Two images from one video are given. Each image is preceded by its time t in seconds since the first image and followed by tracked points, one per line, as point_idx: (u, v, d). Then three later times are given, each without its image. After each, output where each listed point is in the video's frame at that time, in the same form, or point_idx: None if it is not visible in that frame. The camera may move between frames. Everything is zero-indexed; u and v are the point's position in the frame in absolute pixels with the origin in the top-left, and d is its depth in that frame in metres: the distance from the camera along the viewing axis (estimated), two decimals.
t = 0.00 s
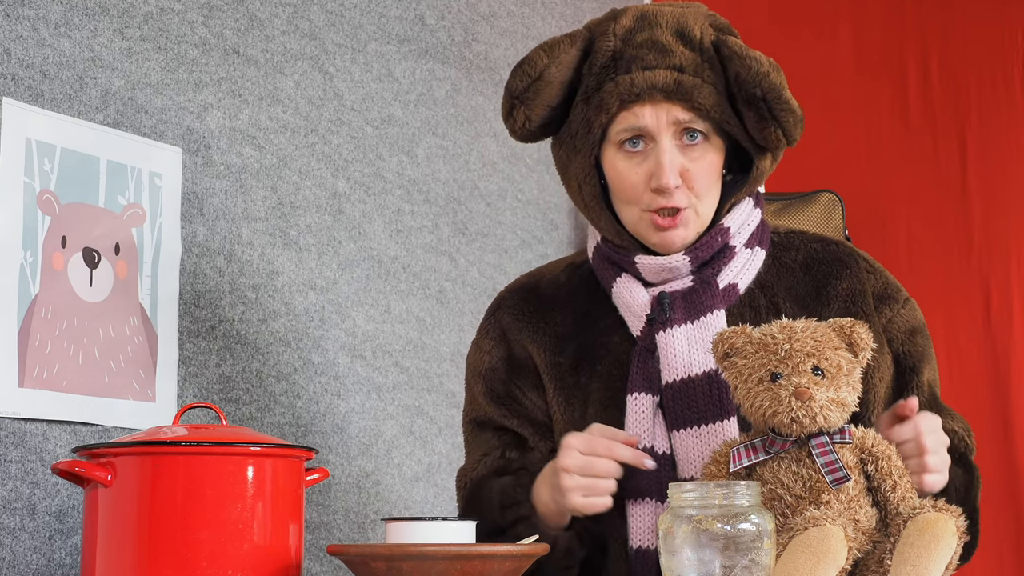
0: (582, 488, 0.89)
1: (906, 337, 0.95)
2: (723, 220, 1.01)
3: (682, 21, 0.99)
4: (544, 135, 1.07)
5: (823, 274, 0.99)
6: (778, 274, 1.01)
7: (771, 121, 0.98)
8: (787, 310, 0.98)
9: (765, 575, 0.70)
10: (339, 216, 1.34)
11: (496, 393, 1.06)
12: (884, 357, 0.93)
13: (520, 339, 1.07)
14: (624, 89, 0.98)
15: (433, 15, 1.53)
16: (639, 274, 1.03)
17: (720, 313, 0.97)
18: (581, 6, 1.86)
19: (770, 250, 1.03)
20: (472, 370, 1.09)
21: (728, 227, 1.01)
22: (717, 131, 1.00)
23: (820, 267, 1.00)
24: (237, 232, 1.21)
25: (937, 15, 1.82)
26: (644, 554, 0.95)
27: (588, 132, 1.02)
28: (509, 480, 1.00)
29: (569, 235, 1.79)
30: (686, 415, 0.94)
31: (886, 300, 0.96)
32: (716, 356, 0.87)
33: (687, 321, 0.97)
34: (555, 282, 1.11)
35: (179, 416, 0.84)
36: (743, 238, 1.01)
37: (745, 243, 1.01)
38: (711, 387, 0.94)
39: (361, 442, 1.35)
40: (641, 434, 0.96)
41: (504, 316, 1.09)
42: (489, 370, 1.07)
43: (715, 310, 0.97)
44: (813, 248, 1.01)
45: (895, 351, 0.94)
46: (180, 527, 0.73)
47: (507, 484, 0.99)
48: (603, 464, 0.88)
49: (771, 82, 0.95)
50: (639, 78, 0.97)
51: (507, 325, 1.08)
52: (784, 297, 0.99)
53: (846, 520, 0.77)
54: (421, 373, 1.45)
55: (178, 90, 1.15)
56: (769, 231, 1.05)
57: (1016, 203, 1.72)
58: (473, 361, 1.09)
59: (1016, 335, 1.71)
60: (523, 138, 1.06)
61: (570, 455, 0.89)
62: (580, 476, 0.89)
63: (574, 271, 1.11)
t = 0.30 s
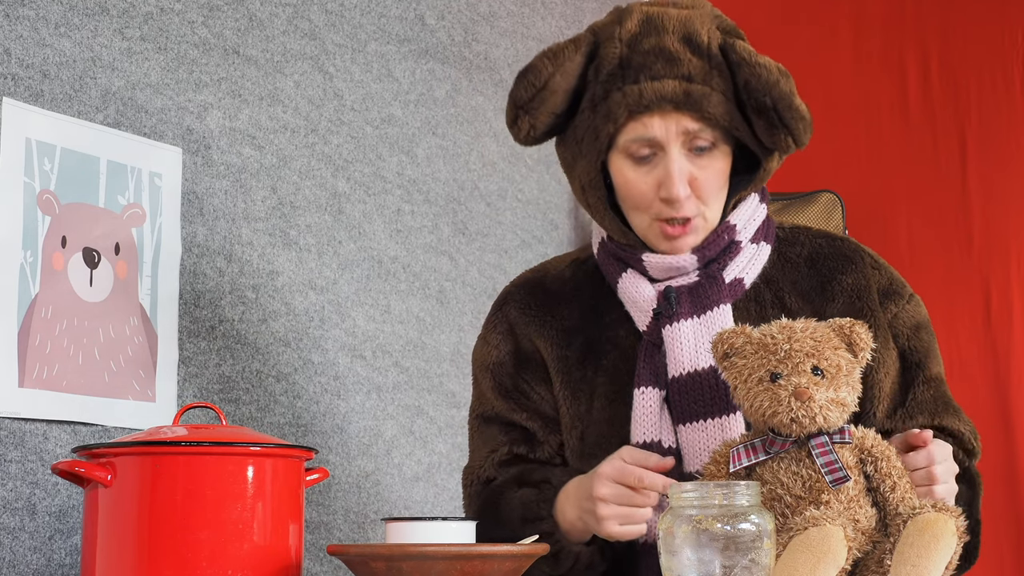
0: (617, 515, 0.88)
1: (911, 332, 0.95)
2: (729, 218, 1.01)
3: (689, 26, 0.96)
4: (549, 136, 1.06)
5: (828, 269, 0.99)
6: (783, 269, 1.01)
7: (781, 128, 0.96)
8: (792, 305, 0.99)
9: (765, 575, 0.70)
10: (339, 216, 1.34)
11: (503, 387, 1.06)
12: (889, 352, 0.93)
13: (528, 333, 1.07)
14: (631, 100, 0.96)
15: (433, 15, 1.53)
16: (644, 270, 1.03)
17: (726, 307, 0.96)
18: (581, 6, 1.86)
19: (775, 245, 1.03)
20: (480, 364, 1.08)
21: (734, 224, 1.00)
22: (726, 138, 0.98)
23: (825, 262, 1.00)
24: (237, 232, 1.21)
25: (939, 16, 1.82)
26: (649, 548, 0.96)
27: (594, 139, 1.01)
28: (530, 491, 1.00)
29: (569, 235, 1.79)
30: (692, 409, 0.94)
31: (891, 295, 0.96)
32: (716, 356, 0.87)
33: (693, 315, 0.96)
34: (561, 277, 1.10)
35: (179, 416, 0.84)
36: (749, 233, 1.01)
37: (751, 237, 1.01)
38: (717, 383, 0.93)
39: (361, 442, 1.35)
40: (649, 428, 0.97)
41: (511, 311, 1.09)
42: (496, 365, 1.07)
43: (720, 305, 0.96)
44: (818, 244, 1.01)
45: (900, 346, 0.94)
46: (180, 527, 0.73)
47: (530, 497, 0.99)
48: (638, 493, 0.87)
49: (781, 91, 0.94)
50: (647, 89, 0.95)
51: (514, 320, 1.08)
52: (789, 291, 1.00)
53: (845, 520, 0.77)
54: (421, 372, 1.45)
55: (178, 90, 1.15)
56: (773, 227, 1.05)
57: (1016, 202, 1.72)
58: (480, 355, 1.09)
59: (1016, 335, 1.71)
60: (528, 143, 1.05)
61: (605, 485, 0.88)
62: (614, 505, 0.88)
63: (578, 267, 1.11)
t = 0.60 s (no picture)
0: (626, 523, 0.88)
1: (917, 328, 0.95)
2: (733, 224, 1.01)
3: (691, 47, 0.94)
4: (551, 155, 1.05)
5: (833, 267, 0.99)
6: (787, 267, 1.01)
7: (788, 150, 0.95)
8: (797, 303, 0.99)
9: None
10: (339, 216, 1.34)
11: (505, 386, 1.06)
12: (896, 348, 0.93)
13: (528, 331, 1.07)
14: (635, 129, 0.95)
15: (433, 15, 1.53)
16: (648, 274, 1.02)
17: (732, 310, 0.96)
18: (581, 6, 1.86)
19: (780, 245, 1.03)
20: (481, 363, 1.08)
21: (739, 231, 1.00)
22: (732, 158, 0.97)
23: (830, 259, 1.00)
24: (237, 232, 1.21)
25: (940, 17, 1.82)
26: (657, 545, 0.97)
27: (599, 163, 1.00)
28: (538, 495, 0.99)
29: (569, 235, 1.79)
30: (699, 412, 0.94)
31: (896, 291, 0.96)
32: (717, 356, 0.87)
33: (699, 317, 0.96)
34: (562, 276, 1.10)
35: (179, 416, 0.83)
36: (754, 235, 1.01)
37: (756, 238, 1.01)
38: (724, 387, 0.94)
39: (361, 442, 1.35)
40: (656, 430, 0.96)
41: (512, 309, 1.09)
42: (497, 363, 1.07)
43: (727, 307, 0.96)
44: (822, 241, 1.01)
45: (906, 343, 0.94)
46: (180, 528, 0.73)
47: (538, 502, 0.98)
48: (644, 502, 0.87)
49: (788, 116, 0.93)
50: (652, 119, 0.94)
51: (515, 318, 1.08)
52: (794, 290, 1.00)
53: (845, 520, 0.77)
54: (421, 372, 1.45)
55: (178, 90, 1.15)
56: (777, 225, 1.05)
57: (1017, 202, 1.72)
58: (481, 353, 1.09)
59: (1015, 335, 1.71)
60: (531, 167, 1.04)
61: (612, 495, 0.88)
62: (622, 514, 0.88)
63: (580, 266, 1.11)
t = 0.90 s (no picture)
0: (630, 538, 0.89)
1: (920, 333, 0.94)
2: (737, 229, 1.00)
3: (692, 53, 0.94)
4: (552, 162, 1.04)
5: (836, 272, 0.98)
6: (789, 272, 1.00)
7: (791, 155, 0.95)
8: (799, 308, 0.98)
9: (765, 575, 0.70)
10: (339, 215, 1.34)
11: (505, 395, 1.05)
12: (899, 353, 0.93)
13: (529, 340, 1.06)
14: (638, 135, 0.95)
15: (433, 15, 1.53)
16: (649, 281, 1.01)
17: (734, 318, 0.96)
18: (581, 6, 1.86)
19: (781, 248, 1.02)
20: (481, 372, 1.08)
21: (740, 236, 0.99)
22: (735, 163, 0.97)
23: (832, 264, 0.99)
24: (237, 233, 1.21)
25: (939, 17, 1.82)
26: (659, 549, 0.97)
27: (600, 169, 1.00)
28: (542, 506, 0.99)
29: (569, 235, 1.79)
30: (700, 421, 0.94)
31: (898, 296, 0.96)
32: (717, 356, 0.87)
33: (703, 327, 0.96)
34: (563, 282, 1.10)
35: (179, 416, 0.83)
36: (755, 240, 1.00)
37: (757, 244, 1.00)
38: (725, 395, 0.93)
39: (361, 442, 1.35)
40: (658, 440, 0.96)
41: (512, 316, 1.08)
42: (498, 372, 1.06)
43: (729, 314, 0.96)
44: (823, 245, 1.00)
45: (910, 348, 0.94)
46: (180, 528, 0.73)
47: (542, 513, 0.99)
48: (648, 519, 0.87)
49: (791, 121, 0.93)
50: (655, 125, 0.94)
51: (515, 326, 1.07)
52: (797, 295, 0.98)
53: (845, 520, 0.77)
54: (421, 372, 1.45)
55: (178, 90, 1.15)
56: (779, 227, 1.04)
57: (1017, 202, 1.72)
58: (481, 361, 1.08)
59: (1015, 334, 1.71)
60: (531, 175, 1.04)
61: (616, 509, 0.88)
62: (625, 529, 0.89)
63: (581, 271, 1.10)
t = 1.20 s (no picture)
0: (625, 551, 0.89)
1: (923, 337, 0.94)
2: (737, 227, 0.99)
3: (695, 34, 0.95)
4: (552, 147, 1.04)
5: (837, 274, 0.98)
6: (789, 274, 1.00)
7: (790, 141, 0.95)
8: (799, 311, 0.97)
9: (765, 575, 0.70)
10: (339, 215, 1.34)
11: (503, 399, 1.05)
12: (901, 357, 0.92)
13: (527, 343, 1.05)
14: (638, 111, 0.94)
15: (433, 15, 1.53)
16: (648, 282, 1.01)
17: (733, 320, 0.96)
18: (581, 6, 1.86)
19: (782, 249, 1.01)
20: (479, 374, 1.07)
21: (741, 234, 0.99)
22: (734, 149, 0.96)
23: (834, 266, 0.98)
24: (237, 232, 1.21)
25: (940, 16, 1.82)
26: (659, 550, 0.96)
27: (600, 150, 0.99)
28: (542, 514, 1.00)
29: (569, 235, 1.79)
30: (699, 422, 0.94)
31: (900, 300, 0.95)
32: (716, 356, 0.87)
33: (702, 328, 0.96)
34: (562, 281, 1.09)
35: (179, 416, 0.83)
36: (756, 241, 0.99)
37: (758, 245, 1.00)
38: (724, 395, 0.93)
39: (361, 442, 1.35)
40: (656, 443, 0.96)
41: (509, 319, 1.07)
42: (495, 375, 1.06)
43: (729, 316, 0.96)
44: (825, 247, 0.99)
45: (913, 352, 0.93)
46: (180, 528, 0.73)
47: (543, 521, 0.99)
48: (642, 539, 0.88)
49: (791, 104, 0.92)
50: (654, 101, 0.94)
51: (513, 328, 1.07)
52: (797, 298, 0.98)
53: (845, 520, 0.77)
54: (421, 372, 1.45)
55: (178, 90, 1.15)
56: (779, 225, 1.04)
57: (1016, 203, 1.72)
58: (478, 364, 1.07)
59: (1015, 334, 1.71)
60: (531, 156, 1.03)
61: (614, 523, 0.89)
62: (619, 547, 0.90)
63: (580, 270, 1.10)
